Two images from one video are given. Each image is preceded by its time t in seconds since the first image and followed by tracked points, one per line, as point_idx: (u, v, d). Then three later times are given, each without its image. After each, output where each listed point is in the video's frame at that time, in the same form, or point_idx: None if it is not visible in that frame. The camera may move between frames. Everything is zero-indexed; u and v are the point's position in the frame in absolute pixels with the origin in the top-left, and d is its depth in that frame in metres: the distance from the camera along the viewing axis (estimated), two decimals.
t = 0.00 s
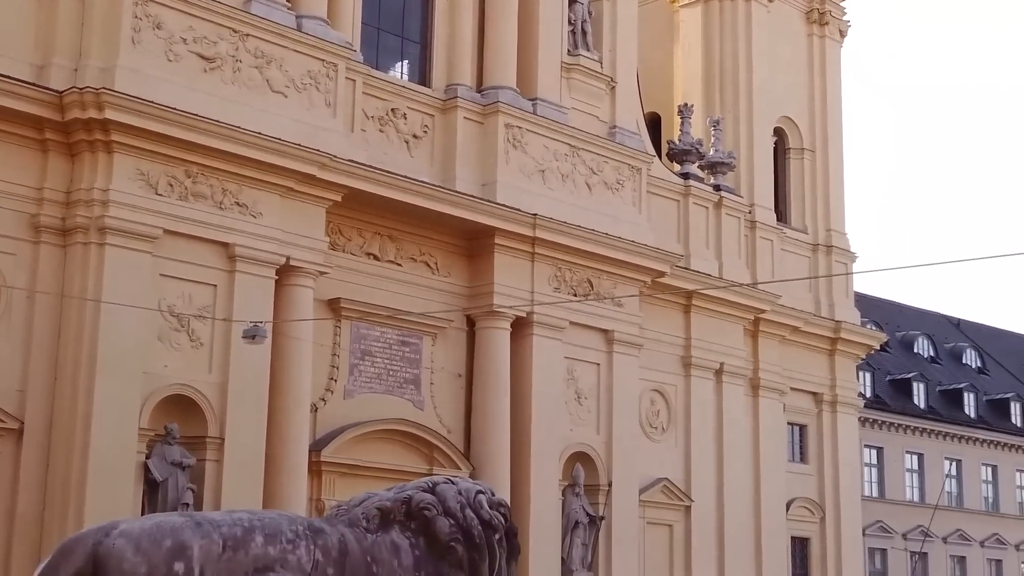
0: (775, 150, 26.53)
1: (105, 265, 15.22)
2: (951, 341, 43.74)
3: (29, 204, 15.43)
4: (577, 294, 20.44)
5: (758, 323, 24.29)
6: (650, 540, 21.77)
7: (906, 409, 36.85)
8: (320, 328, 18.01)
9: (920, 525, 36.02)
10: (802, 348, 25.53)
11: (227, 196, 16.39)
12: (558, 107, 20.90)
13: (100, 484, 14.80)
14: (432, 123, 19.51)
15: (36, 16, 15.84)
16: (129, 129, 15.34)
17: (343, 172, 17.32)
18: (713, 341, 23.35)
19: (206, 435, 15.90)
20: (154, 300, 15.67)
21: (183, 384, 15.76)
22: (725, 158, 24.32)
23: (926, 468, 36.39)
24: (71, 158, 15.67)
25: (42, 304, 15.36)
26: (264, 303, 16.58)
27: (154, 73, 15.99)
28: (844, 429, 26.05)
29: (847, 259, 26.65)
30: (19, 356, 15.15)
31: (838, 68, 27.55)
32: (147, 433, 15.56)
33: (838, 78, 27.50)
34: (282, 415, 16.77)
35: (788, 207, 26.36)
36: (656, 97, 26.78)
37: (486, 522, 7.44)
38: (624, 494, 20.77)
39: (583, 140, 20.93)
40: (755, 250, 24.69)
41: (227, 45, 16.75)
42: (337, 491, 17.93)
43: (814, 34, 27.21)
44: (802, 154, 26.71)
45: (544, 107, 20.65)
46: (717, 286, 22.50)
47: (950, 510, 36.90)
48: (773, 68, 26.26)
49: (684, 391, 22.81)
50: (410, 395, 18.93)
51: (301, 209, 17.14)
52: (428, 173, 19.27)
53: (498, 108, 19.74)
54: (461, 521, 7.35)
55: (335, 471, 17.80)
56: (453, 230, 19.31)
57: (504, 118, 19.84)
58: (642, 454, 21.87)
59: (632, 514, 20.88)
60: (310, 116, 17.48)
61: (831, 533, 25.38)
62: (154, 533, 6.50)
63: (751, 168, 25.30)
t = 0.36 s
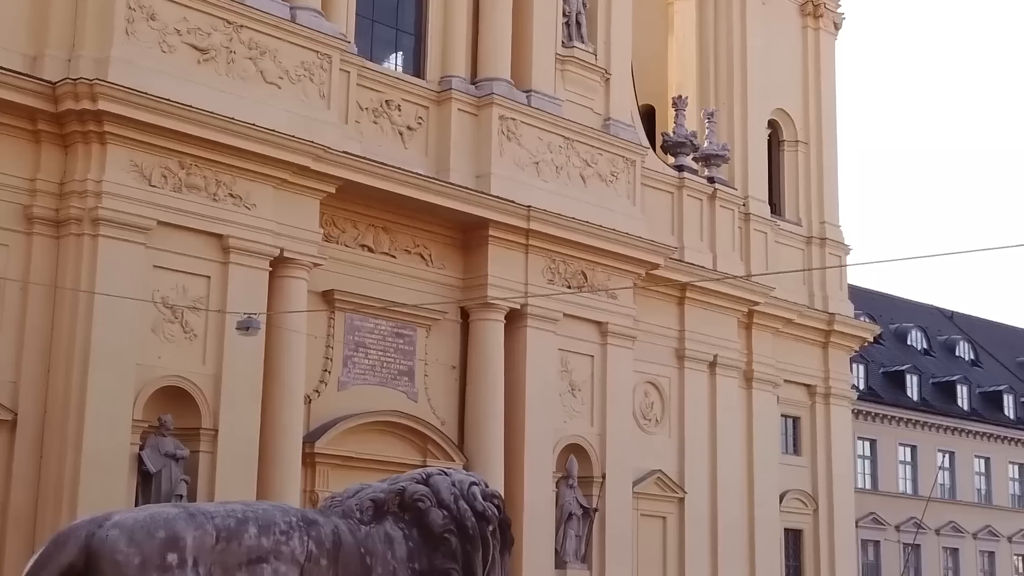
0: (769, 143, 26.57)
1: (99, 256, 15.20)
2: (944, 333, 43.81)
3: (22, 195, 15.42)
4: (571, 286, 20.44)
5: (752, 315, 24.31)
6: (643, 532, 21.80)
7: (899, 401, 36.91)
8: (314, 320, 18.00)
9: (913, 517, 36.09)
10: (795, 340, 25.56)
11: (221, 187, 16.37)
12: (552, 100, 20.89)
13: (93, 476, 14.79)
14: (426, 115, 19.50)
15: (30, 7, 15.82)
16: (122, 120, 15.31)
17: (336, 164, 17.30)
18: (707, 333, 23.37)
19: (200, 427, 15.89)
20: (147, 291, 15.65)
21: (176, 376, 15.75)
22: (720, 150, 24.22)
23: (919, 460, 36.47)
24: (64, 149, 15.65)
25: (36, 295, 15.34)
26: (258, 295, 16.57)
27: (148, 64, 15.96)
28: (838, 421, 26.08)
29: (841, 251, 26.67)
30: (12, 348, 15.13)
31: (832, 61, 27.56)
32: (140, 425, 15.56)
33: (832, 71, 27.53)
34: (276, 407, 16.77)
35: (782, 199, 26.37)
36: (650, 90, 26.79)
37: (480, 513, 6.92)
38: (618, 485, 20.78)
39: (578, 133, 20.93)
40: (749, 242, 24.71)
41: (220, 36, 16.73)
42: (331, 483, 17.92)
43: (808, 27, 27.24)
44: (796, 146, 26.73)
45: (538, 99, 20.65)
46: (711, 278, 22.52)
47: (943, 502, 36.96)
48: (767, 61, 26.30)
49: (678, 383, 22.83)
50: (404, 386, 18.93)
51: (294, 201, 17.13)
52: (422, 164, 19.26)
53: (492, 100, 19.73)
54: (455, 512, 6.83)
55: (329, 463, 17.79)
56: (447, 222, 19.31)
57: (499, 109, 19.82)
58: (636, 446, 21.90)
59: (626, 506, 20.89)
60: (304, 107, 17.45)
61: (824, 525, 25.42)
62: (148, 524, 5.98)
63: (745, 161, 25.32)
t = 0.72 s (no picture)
0: (763, 135, 26.59)
1: (92, 248, 15.18)
2: (938, 326, 43.87)
3: (16, 187, 15.39)
4: (565, 279, 20.44)
5: (746, 308, 24.33)
6: (637, 524, 21.83)
7: (893, 394, 36.96)
8: (307, 312, 18.00)
9: (907, 509, 36.15)
10: (789, 332, 25.58)
11: (215, 179, 16.36)
12: (547, 92, 20.88)
13: (87, 468, 14.78)
14: (421, 107, 19.48)
15: None
16: (116, 111, 15.29)
17: (330, 156, 17.29)
18: (701, 325, 23.39)
19: (194, 418, 15.89)
20: (141, 283, 15.64)
21: (169, 368, 15.73)
22: (714, 143, 24.30)
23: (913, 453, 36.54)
24: (58, 141, 15.63)
25: (30, 286, 15.32)
26: (251, 287, 16.54)
27: (142, 56, 15.94)
28: (831, 413, 26.12)
29: (835, 244, 26.68)
30: (6, 339, 15.10)
31: (827, 53, 27.56)
32: (134, 417, 15.56)
33: (827, 64, 27.54)
34: (270, 399, 16.76)
35: (776, 190, 26.37)
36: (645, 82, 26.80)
37: (474, 506, 6.85)
38: (611, 477, 20.80)
39: (572, 125, 20.92)
40: (743, 235, 24.72)
41: (214, 27, 16.70)
42: (325, 475, 17.94)
43: (803, 19, 27.26)
44: (790, 139, 26.76)
45: (532, 91, 20.63)
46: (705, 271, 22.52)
47: (937, 494, 37.01)
48: (761, 54, 26.32)
49: (672, 375, 22.85)
50: (398, 378, 18.93)
51: (288, 193, 17.12)
52: (417, 156, 19.24)
53: (487, 92, 19.71)
54: (449, 504, 6.76)
55: (323, 455, 17.82)
56: (441, 214, 19.30)
57: (493, 102, 19.81)
58: (630, 438, 21.91)
59: (620, 499, 20.90)
60: (298, 99, 17.43)
61: (818, 517, 25.46)
62: (142, 517, 5.91)
63: (740, 153, 25.32)
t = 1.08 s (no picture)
0: (758, 129, 26.59)
1: (87, 241, 15.17)
2: (932, 320, 43.91)
3: (10, 179, 15.37)
4: (560, 272, 20.46)
5: (740, 302, 24.35)
6: (631, 517, 21.86)
7: (888, 387, 37.01)
8: (303, 305, 17.97)
9: (900, 503, 36.20)
10: (784, 326, 25.59)
11: (210, 172, 16.35)
12: (542, 85, 20.87)
13: (82, 461, 14.79)
14: (416, 100, 19.47)
15: None
16: (110, 104, 15.27)
17: (325, 149, 17.28)
18: (696, 319, 23.40)
19: (188, 411, 15.88)
20: (136, 276, 15.62)
21: (164, 361, 15.74)
22: (709, 136, 24.29)
23: (906, 446, 36.59)
24: (52, 133, 15.60)
25: (24, 279, 15.29)
26: (246, 280, 16.55)
27: (137, 48, 15.92)
28: (826, 407, 26.14)
29: (829, 238, 26.69)
30: None
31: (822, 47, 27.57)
32: (128, 410, 15.55)
33: (822, 57, 27.54)
34: (264, 392, 16.77)
35: (771, 183, 26.37)
36: (640, 76, 26.80)
37: (468, 498, 6.84)
38: (605, 470, 20.82)
39: (567, 119, 20.92)
40: (738, 229, 24.72)
41: (209, 20, 16.68)
42: (320, 468, 17.95)
43: (798, 14, 27.25)
44: (785, 133, 26.74)
45: (527, 85, 20.62)
46: (700, 265, 22.54)
47: (930, 488, 37.07)
48: (756, 48, 26.32)
49: (667, 368, 22.87)
50: (392, 371, 18.94)
51: (283, 185, 17.12)
52: (411, 150, 19.24)
53: (482, 86, 19.70)
54: (443, 497, 6.75)
55: (318, 448, 17.82)
56: (436, 207, 19.30)
57: (488, 95, 19.80)
58: (624, 432, 21.93)
59: (614, 492, 20.92)
60: (293, 92, 17.42)
61: (811, 510, 25.50)
62: (136, 509, 5.91)
63: (735, 147, 25.30)
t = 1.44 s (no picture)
0: (752, 122, 26.60)
1: (80, 234, 15.15)
2: (926, 313, 43.97)
3: (4, 172, 15.33)
4: (554, 265, 20.46)
5: (734, 295, 24.37)
6: (626, 510, 21.88)
7: (881, 381, 37.07)
8: (297, 298, 17.98)
9: (894, 495, 36.26)
10: (778, 319, 25.62)
11: (204, 164, 16.34)
12: (537, 78, 20.86)
13: (76, 454, 14.78)
14: (410, 93, 19.45)
15: None
16: (104, 96, 15.25)
17: (319, 141, 17.27)
18: (690, 312, 23.42)
19: (183, 404, 15.88)
20: (130, 269, 15.62)
21: (159, 353, 15.73)
22: (703, 129, 24.31)
23: (900, 439, 36.66)
24: (46, 125, 15.57)
25: (18, 271, 15.27)
26: (240, 272, 16.52)
27: (131, 40, 15.89)
28: (819, 400, 26.17)
29: (824, 231, 26.69)
30: None
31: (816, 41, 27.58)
32: (122, 402, 15.55)
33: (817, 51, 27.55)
34: (258, 385, 16.76)
35: (765, 177, 26.38)
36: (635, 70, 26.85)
37: (463, 491, 6.70)
38: (600, 463, 20.84)
39: (562, 112, 20.91)
40: (732, 222, 24.73)
41: (203, 12, 16.65)
42: (314, 460, 17.95)
43: (793, 7, 27.26)
44: (779, 126, 26.77)
45: (522, 78, 20.60)
46: (694, 258, 22.55)
47: (924, 481, 37.13)
48: (751, 41, 26.32)
49: (661, 361, 22.88)
50: (387, 364, 18.94)
51: (277, 178, 17.10)
52: (406, 142, 19.22)
53: (477, 79, 19.68)
54: (437, 490, 6.61)
55: (312, 441, 17.82)
56: (431, 200, 19.29)
57: (483, 88, 19.79)
58: (619, 424, 21.96)
59: (608, 485, 20.93)
60: (287, 85, 17.40)
61: (805, 503, 25.53)
62: (129, 502, 5.89)
63: (730, 140, 25.30)
